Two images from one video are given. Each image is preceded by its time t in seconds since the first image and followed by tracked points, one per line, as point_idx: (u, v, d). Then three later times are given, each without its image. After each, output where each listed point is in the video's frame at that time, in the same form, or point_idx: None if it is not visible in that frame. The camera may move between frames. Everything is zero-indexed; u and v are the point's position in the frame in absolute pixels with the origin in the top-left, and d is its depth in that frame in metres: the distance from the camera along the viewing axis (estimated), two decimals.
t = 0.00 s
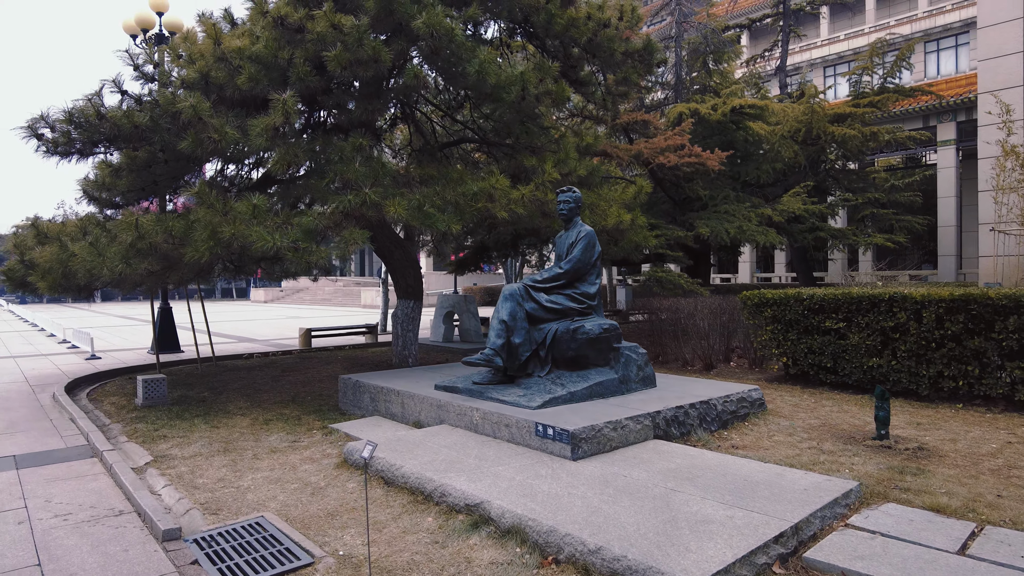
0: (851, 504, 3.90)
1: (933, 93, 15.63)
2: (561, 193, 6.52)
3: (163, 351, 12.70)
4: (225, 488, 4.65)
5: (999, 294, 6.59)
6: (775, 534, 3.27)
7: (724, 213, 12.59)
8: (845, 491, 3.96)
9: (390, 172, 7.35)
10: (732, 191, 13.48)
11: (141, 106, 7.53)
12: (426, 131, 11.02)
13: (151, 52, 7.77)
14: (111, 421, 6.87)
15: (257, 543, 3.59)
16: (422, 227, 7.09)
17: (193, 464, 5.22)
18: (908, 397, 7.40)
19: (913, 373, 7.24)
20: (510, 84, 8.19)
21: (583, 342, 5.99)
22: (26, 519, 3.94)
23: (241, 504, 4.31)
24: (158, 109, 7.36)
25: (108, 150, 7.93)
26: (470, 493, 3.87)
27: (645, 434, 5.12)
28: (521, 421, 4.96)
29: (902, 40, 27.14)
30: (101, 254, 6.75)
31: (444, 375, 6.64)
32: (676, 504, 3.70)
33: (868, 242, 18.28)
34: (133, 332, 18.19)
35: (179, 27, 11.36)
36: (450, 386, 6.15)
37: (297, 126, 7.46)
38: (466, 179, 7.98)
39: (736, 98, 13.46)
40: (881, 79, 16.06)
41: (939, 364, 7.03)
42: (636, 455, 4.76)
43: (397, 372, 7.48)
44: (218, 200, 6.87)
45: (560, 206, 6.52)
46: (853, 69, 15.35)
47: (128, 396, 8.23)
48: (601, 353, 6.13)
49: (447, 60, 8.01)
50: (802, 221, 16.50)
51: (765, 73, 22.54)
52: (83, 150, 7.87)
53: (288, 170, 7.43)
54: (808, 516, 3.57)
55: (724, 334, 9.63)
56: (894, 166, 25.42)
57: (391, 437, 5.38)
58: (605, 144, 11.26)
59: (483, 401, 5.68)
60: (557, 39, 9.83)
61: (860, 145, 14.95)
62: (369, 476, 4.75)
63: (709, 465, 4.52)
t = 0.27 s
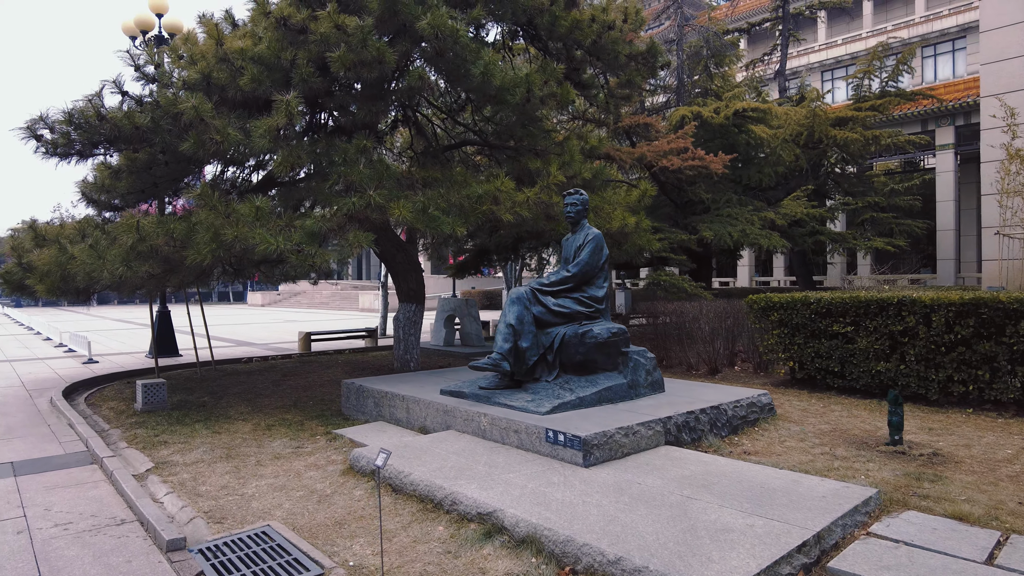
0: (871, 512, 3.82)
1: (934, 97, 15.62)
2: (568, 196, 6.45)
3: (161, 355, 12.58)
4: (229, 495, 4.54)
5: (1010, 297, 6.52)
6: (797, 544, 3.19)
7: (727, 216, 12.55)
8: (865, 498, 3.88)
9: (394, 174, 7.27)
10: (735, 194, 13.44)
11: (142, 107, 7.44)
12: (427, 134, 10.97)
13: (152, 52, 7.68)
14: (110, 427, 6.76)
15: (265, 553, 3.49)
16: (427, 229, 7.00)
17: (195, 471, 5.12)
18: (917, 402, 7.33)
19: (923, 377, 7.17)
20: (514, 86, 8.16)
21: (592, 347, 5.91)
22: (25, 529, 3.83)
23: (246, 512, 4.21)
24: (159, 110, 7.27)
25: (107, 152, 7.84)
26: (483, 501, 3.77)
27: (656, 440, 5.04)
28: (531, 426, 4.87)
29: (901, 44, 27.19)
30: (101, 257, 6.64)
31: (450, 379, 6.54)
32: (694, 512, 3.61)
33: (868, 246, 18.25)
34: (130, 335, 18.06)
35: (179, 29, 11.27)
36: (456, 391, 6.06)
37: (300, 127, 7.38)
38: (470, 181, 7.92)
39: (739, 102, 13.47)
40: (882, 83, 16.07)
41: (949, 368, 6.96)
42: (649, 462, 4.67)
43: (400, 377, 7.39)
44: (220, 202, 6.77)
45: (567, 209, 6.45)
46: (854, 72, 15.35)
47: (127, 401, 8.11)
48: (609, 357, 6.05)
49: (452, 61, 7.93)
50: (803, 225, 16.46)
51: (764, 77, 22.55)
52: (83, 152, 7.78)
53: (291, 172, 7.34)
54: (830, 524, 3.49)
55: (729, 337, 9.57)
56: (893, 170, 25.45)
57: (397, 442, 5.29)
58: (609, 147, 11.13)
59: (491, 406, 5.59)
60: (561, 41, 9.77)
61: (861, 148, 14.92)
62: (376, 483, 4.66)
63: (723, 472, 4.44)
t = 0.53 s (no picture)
0: (892, 518, 3.71)
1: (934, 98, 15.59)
2: (573, 195, 6.35)
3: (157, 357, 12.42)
4: (229, 502, 4.42)
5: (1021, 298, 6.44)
6: (821, 551, 3.09)
7: (729, 217, 12.49)
8: (885, 503, 3.78)
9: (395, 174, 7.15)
10: (736, 195, 13.38)
11: (139, 105, 7.30)
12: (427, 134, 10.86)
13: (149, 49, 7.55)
14: (105, 431, 6.62)
15: (268, 562, 3.37)
16: (429, 230, 6.89)
17: (194, 477, 4.99)
18: (925, 404, 7.24)
19: (931, 379, 7.08)
20: (517, 83, 8.07)
21: (598, 348, 5.80)
22: (18, 538, 3.70)
23: (247, 520, 4.09)
24: (156, 108, 7.14)
25: (103, 150, 7.70)
26: (493, 508, 3.66)
27: (667, 444, 4.94)
28: (538, 430, 4.76)
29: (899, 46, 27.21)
30: (97, 257, 6.51)
31: (453, 382, 6.43)
32: (711, 519, 3.51)
33: (868, 248, 18.21)
34: (125, 338, 17.87)
35: (175, 28, 11.14)
36: (460, 394, 5.94)
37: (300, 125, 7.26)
38: (472, 181, 7.81)
39: (740, 102, 13.43)
40: (883, 84, 16.03)
41: (958, 370, 6.87)
42: (660, 466, 4.56)
43: (402, 380, 7.27)
44: (218, 202, 6.65)
45: (572, 209, 6.35)
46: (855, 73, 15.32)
47: (122, 404, 7.97)
48: (616, 359, 5.94)
49: (454, 59, 7.82)
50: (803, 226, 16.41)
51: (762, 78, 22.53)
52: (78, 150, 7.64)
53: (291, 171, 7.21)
54: (852, 531, 3.39)
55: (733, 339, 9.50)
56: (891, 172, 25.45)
57: (401, 447, 5.17)
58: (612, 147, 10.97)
59: (496, 409, 5.48)
60: (563, 41, 9.68)
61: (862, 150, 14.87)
62: (380, 489, 4.54)
63: (737, 476, 4.34)
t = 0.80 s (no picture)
0: (919, 528, 3.56)
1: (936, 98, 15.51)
2: (578, 194, 6.20)
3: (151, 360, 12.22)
4: (225, 512, 4.25)
5: None
6: (850, 566, 2.94)
7: (731, 217, 12.39)
8: (911, 512, 3.63)
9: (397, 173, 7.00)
10: (737, 196, 13.28)
11: (132, 102, 7.12)
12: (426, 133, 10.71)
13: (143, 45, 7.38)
14: (98, 436, 6.44)
15: None
16: (431, 229, 6.73)
17: (189, 485, 4.81)
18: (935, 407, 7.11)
19: (942, 382, 6.95)
20: (520, 81, 8.00)
21: (606, 351, 5.65)
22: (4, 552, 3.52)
23: (244, 531, 3.92)
24: (150, 105, 6.96)
25: (96, 149, 7.52)
26: (502, 520, 3.51)
27: (678, 451, 4.79)
28: (546, 437, 4.60)
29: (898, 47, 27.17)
30: (89, 258, 6.33)
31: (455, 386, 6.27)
32: (731, 531, 3.36)
33: (868, 249, 18.12)
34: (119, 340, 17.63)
35: (170, 25, 10.95)
36: (463, 398, 5.78)
37: (297, 123, 7.09)
38: (474, 180, 7.66)
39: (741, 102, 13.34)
40: (885, 83, 15.93)
41: (971, 373, 6.74)
42: (672, 473, 4.41)
43: (402, 383, 7.11)
44: (214, 200, 6.47)
45: (577, 208, 6.20)
46: (856, 73, 15.23)
47: (115, 409, 7.77)
48: (623, 362, 5.79)
49: (455, 55, 7.67)
50: (803, 227, 16.30)
51: (761, 78, 22.43)
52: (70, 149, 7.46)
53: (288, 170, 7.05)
54: (879, 543, 3.24)
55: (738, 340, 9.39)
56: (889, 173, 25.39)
57: (404, 453, 5.01)
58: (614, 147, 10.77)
59: (502, 414, 5.32)
60: (566, 39, 9.56)
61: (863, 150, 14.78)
62: (383, 498, 4.37)
63: (753, 484, 4.19)
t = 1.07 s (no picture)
0: (943, 539, 3.44)
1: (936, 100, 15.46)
2: (584, 195, 6.07)
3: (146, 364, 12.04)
4: (222, 523, 4.10)
5: None
6: None
7: (734, 219, 12.36)
8: (934, 522, 3.51)
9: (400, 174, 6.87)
10: (739, 197, 13.21)
11: (127, 101, 6.98)
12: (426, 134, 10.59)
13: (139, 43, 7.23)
14: (91, 443, 6.28)
15: None
16: (433, 231, 6.60)
17: (184, 494, 4.66)
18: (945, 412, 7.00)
19: (952, 386, 6.84)
20: (522, 81, 7.93)
21: (613, 356, 5.52)
22: None
23: (242, 543, 3.77)
24: (145, 104, 6.81)
25: (89, 149, 7.36)
26: (512, 532, 3.37)
27: (689, 458, 4.67)
28: (554, 444, 4.47)
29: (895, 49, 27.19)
30: (82, 260, 6.18)
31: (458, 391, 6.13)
32: (751, 543, 3.23)
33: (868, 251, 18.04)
34: (114, 343, 17.43)
35: (166, 25, 10.81)
36: (466, 404, 5.64)
37: (296, 123, 6.95)
38: (475, 181, 7.54)
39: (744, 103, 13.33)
40: (885, 85, 15.87)
41: (982, 377, 6.64)
42: (684, 482, 4.28)
43: (403, 388, 6.97)
44: (211, 201, 6.33)
45: (582, 209, 6.07)
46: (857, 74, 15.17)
47: (109, 414, 7.61)
48: (630, 367, 5.67)
49: (457, 54, 7.54)
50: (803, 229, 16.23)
51: (760, 80, 22.37)
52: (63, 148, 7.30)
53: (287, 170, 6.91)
54: (905, 556, 3.11)
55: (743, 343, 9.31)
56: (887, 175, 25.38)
57: (406, 461, 4.87)
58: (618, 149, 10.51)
59: (506, 420, 5.19)
60: (567, 38, 9.45)
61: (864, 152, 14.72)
62: (385, 508, 4.23)
63: (769, 493, 4.06)
